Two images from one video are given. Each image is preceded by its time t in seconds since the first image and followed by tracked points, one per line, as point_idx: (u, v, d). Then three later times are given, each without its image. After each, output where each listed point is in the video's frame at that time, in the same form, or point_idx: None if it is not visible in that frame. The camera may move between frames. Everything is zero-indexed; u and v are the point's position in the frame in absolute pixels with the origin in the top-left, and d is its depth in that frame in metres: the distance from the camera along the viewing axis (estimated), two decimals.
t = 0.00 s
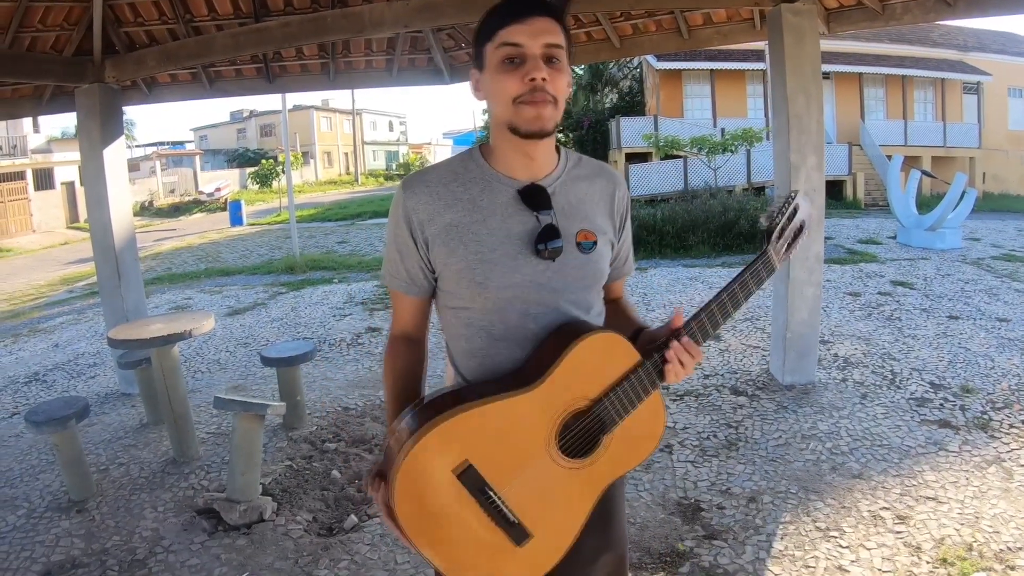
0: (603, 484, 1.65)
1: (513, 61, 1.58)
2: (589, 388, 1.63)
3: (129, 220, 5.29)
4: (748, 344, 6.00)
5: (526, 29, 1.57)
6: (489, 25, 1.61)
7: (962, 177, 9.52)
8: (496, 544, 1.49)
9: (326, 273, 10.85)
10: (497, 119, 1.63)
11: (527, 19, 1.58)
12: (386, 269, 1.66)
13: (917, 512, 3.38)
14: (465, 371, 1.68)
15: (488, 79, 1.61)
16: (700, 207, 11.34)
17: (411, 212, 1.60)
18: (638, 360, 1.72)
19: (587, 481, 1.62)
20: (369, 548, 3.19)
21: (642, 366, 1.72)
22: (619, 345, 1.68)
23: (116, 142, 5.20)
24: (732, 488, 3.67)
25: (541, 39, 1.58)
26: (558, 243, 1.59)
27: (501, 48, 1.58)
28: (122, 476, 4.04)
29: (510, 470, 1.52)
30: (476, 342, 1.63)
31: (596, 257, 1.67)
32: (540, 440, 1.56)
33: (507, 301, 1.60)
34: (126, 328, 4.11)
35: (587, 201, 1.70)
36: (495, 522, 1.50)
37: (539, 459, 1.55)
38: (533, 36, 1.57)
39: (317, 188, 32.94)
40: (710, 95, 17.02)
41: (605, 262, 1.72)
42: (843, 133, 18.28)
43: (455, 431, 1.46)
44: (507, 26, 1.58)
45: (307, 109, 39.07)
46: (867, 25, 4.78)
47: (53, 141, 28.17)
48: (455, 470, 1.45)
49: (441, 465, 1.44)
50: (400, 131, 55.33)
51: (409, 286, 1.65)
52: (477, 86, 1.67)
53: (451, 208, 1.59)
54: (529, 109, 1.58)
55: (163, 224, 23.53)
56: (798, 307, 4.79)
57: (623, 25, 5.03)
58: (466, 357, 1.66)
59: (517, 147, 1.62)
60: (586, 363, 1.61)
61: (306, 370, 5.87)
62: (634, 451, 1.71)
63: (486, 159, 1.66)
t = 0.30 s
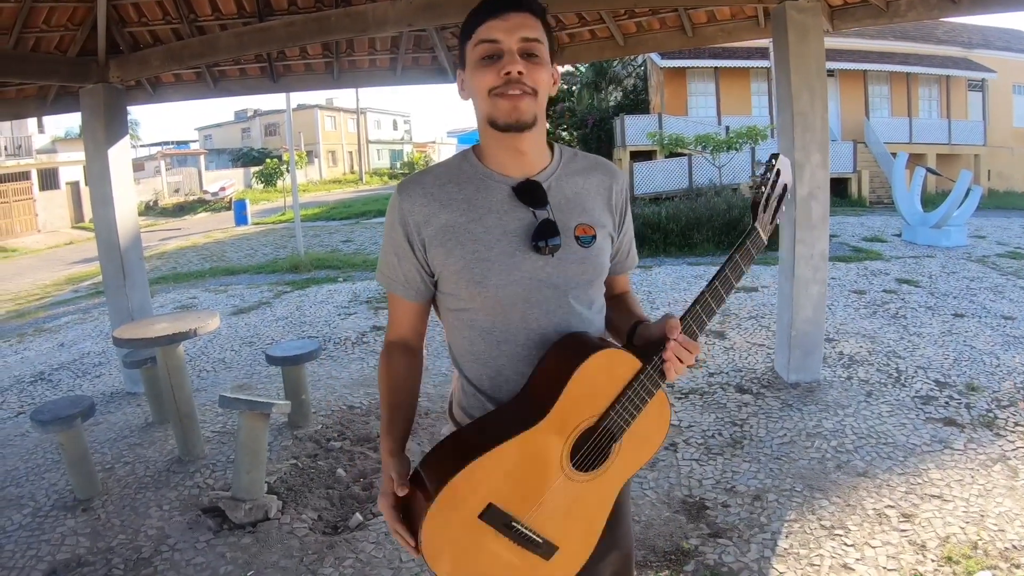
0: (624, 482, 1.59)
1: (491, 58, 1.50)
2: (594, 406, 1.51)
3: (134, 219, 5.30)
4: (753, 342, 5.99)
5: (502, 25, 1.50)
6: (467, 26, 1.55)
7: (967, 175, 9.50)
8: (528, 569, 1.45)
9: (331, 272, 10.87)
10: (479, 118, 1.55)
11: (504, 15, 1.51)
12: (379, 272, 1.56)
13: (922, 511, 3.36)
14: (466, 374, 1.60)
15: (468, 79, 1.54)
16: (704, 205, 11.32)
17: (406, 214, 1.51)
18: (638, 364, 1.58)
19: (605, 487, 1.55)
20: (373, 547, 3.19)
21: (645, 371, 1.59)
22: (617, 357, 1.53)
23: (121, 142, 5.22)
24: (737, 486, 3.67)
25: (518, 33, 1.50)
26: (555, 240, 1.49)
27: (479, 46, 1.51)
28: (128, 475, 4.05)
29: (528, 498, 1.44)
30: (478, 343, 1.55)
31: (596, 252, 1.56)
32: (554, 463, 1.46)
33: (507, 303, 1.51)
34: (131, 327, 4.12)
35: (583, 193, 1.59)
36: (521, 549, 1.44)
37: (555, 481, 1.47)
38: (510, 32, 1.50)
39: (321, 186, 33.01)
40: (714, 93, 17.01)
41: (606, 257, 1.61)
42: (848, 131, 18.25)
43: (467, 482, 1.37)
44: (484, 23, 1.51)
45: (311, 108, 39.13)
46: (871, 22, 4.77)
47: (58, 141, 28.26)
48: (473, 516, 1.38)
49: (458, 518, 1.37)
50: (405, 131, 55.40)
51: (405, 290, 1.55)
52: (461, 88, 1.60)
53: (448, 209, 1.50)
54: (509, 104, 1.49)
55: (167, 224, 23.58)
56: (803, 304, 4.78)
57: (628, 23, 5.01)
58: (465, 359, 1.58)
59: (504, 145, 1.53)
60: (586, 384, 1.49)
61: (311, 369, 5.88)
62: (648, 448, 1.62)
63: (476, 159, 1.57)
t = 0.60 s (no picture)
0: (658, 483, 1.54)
1: (507, 52, 1.50)
2: (588, 442, 1.43)
3: (138, 219, 5.31)
4: (756, 341, 5.98)
5: (522, 22, 1.50)
6: (485, 23, 1.55)
7: (971, 173, 9.48)
8: None
9: (335, 271, 10.88)
10: (490, 111, 1.54)
11: (523, 13, 1.51)
12: (380, 267, 1.50)
13: (925, 509, 3.36)
14: (468, 377, 1.57)
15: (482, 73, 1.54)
16: (708, 204, 11.30)
17: (412, 209, 1.47)
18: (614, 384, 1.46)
19: (638, 495, 1.51)
20: (377, 547, 3.20)
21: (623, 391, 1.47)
22: (590, 392, 1.43)
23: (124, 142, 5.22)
24: (740, 485, 3.67)
25: (536, 31, 1.50)
26: (560, 241, 1.48)
27: (496, 41, 1.51)
28: (132, 475, 4.06)
29: (566, 543, 1.43)
30: (480, 344, 1.52)
31: (599, 255, 1.55)
32: (575, 505, 1.43)
33: (512, 303, 1.48)
34: (135, 327, 4.13)
35: (586, 197, 1.59)
36: None
37: (584, 518, 1.45)
38: (528, 29, 1.50)
39: (324, 186, 33.04)
40: (717, 91, 17.00)
41: (608, 261, 1.60)
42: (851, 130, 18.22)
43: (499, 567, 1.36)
44: (504, 19, 1.51)
45: (313, 108, 39.16)
46: (874, 20, 4.76)
47: (61, 141, 28.33)
48: None
49: None
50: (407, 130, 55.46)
51: (409, 288, 1.49)
52: (475, 82, 1.59)
53: (455, 207, 1.48)
54: (524, 98, 1.48)
55: (170, 224, 23.61)
56: (807, 303, 4.77)
57: (630, 22, 5.00)
58: (466, 361, 1.55)
59: (514, 139, 1.53)
60: (569, 433, 1.41)
61: (314, 368, 5.88)
62: (663, 445, 1.53)
63: (484, 156, 1.56)
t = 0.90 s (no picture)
0: (684, 475, 1.58)
1: (507, 58, 1.50)
2: (609, 457, 1.47)
3: (139, 221, 5.31)
4: (758, 341, 5.98)
5: (523, 27, 1.50)
6: (486, 26, 1.55)
7: (973, 173, 9.49)
8: None
9: (337, 272, 10.89)
10: (491, 116, 1.55)
11: (524, 15, 1.51)
12: (389, 265, 1.52)
13: (928, 510, 3.36)
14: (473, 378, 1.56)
15: (482, 77, 1.54)
16: (710, 204, 11.30)
17: (419, 210, 1.48)
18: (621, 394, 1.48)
19: (667, 491, 1.56)
20: (379, 547, 3.20)
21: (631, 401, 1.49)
22: (601, 408, 1.45)
23: (125, 143, 5.23)
24: (742, 486, 3.66)
25: (537, 34, 1.50)
26: (563, 241, 1.48)
27: (497, 46, 1.51)
28: (134, 476, 4.06)
29: (608, 552, 1.48)
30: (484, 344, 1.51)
31: (603, 255, 1.55)
32: (610, 516, 1.48)
33: (516, 303, 1.47)
34: (138, 328, 4.13)
35: (589, 197, 1.59)
36: None
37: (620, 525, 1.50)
38: (530, 33, 1.50)
39: (326, 186, 33.07)
40: (718, 91, 17.00)
41: (612, 262, 1.59)
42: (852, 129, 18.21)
43: None
44: (505, 22, 1.51)
45: (315, 108, 39.18)
46: (875, 20, 4.76)
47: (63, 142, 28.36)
48: None
49: None
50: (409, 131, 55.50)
51: (415, 288, 1.50)
52: (476, 85, 1.60)
53: (461, 207, 1.48)
54: (524, 104, 1.49)
55: (172, 224, 23.63)
56: (808, 303, 4.77)
57: (631, 22, 5.00)
58: (471, 361, 1.54)
59: (513, 143, 1.53)
60: (589, 454, 1.44)
61: (316, 369, 5.88)
62: (681, 439, 1.58)
63: (487, 158, 1.56)
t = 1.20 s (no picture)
0: (686, 478, 1.59)
1: (508, 63, 1.50)
2: (615, 457, 1.47)
3: (140, 221, 5.31)
4: (759, 341, 5.98)
5: (521, 29, 1.49)
6: (484, 26, 1.53)
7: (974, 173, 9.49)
8: None
9: (337, 273, 10.89)
10: (494, 120, 1.55)
11: (523, 17, 1.50)
12: (387, 266, 1.52)
13: (929, 510, 3.35)
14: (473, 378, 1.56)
15: (482, 81, 1.54)
16: (710, 204, 11.30)
17: (419, 211, 1.48)
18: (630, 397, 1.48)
19: (669, 493, 1.56)
20: (380, 547, 3.20)
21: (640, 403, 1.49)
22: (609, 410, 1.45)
23: (126, 143, 5.24)
24: (743, 486, 3.66)
25: (536, 37, 1.49)
26: (565, 242, 1.48)
27: (496, 50, 1.50)
28: (135, 476, 4.06)
29: (609, 553, 1.48)
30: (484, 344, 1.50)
31: (605, 255, 1.54)
32: (613, 516, 1.47)
33: (517, 303, 1.47)
34: (138, 329, 4.13)
35: (592, 198, 1.58)
36: None
37: (623, 526, 1.49)
38: (528, 36, 1.49)
39: (326, 187, 33.09)
40: (719, 91, 17.00)
41: (614, 263, 1.59)
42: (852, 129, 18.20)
43: None
44: (503, 25, 1.50)
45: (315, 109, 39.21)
46: (876, 19, 4.75)
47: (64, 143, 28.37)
48: None
49: None
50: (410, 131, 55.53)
51: (415, 288, 1.51)
52: (475, 86, 1.59)
53: (461, 209, 1.48)
54: (527, 109, 1.50)
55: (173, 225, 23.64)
56: (809, 303, 4.76)
57: (632, 22, 5.00)
58: (471, 361, 1.53)
59: (516, 147, 1.53)
60: (595, 453, 1.44)
61: (317, 369, 5.88)
62: (685, 441, 1.58)
63: (488, 159, 1.56)
